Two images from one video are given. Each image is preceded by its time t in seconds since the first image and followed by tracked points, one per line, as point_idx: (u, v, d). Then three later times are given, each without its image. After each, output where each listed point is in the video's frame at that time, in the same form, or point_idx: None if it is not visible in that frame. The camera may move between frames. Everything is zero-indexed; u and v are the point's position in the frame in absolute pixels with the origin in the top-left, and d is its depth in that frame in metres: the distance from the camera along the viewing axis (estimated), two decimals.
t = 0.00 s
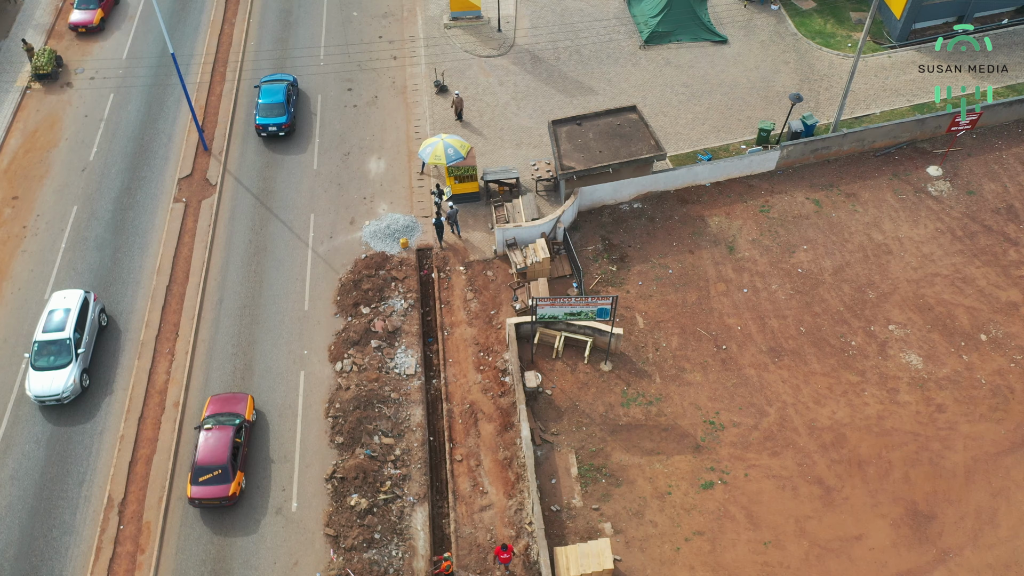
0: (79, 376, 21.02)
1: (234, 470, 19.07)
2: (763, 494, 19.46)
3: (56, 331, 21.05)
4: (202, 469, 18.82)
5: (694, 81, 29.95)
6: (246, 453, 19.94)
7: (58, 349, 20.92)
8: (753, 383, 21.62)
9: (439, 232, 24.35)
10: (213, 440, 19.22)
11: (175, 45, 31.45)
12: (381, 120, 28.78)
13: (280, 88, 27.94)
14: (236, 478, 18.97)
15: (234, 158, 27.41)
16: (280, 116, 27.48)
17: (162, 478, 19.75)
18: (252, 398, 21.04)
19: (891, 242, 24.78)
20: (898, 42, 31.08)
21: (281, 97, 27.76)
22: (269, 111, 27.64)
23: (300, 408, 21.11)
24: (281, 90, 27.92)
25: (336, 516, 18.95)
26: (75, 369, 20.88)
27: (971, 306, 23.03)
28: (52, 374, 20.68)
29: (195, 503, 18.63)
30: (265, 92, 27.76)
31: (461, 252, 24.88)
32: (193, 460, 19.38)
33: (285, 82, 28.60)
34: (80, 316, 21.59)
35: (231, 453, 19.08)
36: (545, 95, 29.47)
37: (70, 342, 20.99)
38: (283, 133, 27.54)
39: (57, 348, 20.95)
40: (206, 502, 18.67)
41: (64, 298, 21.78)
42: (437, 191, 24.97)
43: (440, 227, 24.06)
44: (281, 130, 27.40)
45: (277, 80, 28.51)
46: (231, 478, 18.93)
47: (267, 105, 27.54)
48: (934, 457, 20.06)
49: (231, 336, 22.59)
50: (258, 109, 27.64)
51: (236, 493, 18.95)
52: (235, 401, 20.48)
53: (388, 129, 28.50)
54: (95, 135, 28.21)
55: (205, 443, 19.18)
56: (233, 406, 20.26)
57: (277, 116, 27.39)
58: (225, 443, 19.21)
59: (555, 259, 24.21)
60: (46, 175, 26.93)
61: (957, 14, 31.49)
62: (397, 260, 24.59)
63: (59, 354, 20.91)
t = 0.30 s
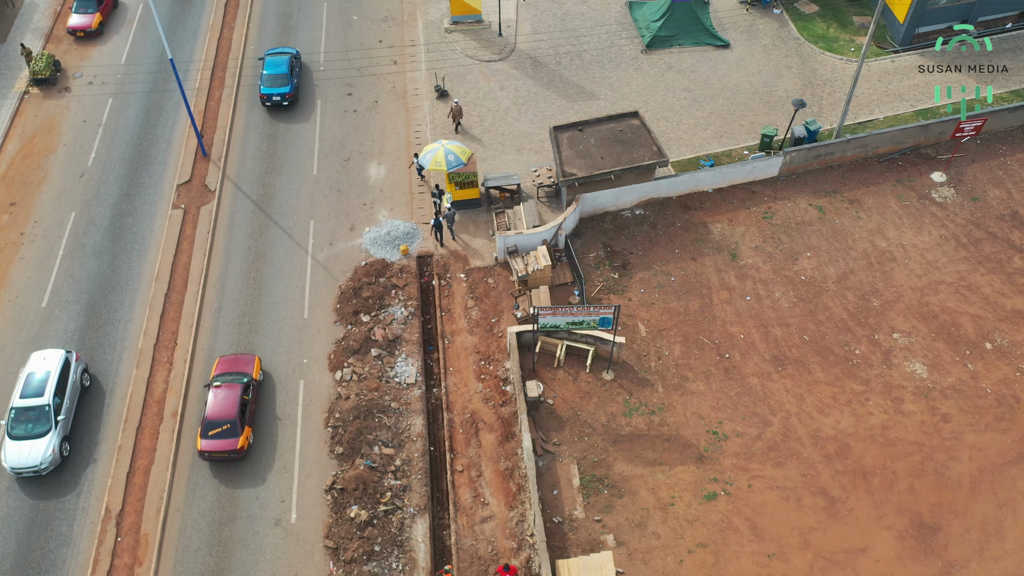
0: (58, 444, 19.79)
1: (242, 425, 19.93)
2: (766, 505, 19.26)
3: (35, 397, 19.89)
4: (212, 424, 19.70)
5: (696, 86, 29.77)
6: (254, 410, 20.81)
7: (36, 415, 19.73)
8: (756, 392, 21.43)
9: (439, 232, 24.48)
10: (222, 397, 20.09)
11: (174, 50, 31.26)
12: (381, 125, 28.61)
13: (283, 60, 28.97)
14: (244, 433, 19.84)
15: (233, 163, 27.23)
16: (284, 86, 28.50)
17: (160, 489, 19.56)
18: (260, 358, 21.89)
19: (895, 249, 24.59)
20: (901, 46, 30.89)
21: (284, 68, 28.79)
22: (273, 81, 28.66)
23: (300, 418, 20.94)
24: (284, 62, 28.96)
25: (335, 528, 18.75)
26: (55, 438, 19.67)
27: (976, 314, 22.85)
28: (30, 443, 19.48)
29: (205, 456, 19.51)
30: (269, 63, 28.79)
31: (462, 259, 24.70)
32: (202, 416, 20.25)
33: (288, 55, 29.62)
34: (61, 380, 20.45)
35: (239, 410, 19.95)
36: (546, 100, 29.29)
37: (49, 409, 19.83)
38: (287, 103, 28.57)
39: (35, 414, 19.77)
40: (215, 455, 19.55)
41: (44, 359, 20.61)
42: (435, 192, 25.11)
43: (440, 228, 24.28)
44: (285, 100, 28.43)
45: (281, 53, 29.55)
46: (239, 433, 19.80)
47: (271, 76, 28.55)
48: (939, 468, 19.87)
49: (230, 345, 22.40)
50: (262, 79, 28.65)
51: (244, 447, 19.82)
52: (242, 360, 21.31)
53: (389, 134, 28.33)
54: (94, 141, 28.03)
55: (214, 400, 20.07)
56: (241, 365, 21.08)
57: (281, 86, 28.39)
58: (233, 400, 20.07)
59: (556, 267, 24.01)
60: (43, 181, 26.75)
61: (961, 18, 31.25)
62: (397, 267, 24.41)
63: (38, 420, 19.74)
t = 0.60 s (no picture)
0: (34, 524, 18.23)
1: (250, 382, 20.72)
2: (770, 517, 19.05)
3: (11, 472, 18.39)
4: (221, 381, 20.48)
5: (698, 91, 29.59)
6: (261, 369, 21.62)
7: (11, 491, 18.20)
8: (760, 402, 21.24)
9: (435, 233, 24.48)
10: (230, 356, 20.88)
11: (173, 54, 31.09)
12: (381, 131, 28.41)
13: (286, 33, 30.09)
14: (252, 389, 20.63)
15: (232, 169, 27.04)
16: (288, 58, 29.61)
17: (158, 500, 19.37)
18: (266, 322, 22.70)
19: (899, 256, 24.41)
20: (904, 51, 30.74)
21: (287, 40, 29.92)
22: (277, 53, 29.77)
23: (299, 428, 20.75)
24: (287, 35, 30.09)
25: (335, 540, 18.55)
26: (31, 517, 18.17)
27: (981, 322, 22.66)
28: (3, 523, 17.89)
29: (215, 411, 20.28)
30: (272, 36, 29.92)
31: (463, 267, 24.50)
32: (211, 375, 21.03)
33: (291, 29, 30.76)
34: (38, 453, 19.00)
35: (247, 369, 20.74)
36: (548, 105, 29.11)
37: (24, 484, 18.34)
38: (290, 74, 29.69)
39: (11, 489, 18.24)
40: (224, 411, 20.33)
41: (20, 429, 19.15)
42: (435, 194, 25.02)
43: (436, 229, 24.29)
44: (288, 71, 29.53)
45: (283, 27, 30.63)
46: (247, 390, 20.58)
47: (275, 48, 29.65)
48: (945, 479, 19.67)
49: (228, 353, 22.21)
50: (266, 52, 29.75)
51: (252, 404, 20.61)
52: (249, 323, 22.12)
53: (389, 139, 28.14)
54: (92, 146, 27.86)
55: (223, 359, 20.85)
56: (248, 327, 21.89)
57: (285, 58, 29.49)
58: (241, 358, 20.90)
59: (558, 274, 23.82)
60: (41, 187, 26.56)
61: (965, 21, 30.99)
62: (397, 274, 24.22)
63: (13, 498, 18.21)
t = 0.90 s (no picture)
0: None
1: (257, 342, 21.55)
2: (774, 529, 18.84)
3: None
4: (230, 340, 21.33)
5: (701, 96, 29.41)
6: (268, 330, 22.46)
7: None
8: (763, 411, 21.05)
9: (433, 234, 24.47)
10: (239, 316, 21.74)
11: (172, 59, 30.93)
12: (381, 136, 28.22)
13: (289, 7, 31.16)
14: (259, 348, 21.47)
15: (231, 175, 26.86)
16: (291, 30, 30.67)
17: (156, 512, 19.18)
18: (273, 287, 23.54)
19: (903, 263, 24.21)
20: (907, 56, 30.56)
21: (290, 14, 30.99)
22: (280, 26, 30.82)
23: (298, 438, 20.55)
24: (290, 9, 31.19)
25: (334, 552, 18.35)
26: None
27: (986, 331, 22.47)
28: None
29: (224, 369, 21.13)
30: (275, 10, 30.98)
31: (464, 274, 24.32)
32: (221, 336, 21.89)
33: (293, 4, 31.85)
34: (13, 535, 17.34)
35: (255, 329, 21.58)
36: (549, 111, 28.92)
37: None
38: (293, 46, 30.76)
39: None
40: (233, 368, 21.19)
41: None
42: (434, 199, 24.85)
43: (435, 230, 24.38)
44: (291, 43, 30.59)
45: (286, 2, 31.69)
46: (254, 348, 21.41)
47: (278, 21, 30.68)
48: (950, 490, 19.47)
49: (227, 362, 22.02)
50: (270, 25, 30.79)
51: (259, 362, 21.45)
52: (257, 288, 22.95)
53: (389, 145, 27.96)
54: (90, 151, 27.69)
55: (232, 320, 21.71)
56: (256, 291, 22.74)
57: (288, 31, 30.55)
58: (249, 320, 21.73)
59: (559, 282, 23.64)
60: (39, 193, 26.38)
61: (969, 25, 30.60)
62: (397, 282, 24.03)
63: None
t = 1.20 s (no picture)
0: None
1: (264, 304, 22.42)
2: (778, 541, 18.63)
3: None
4: (238, 302, 22.19)
5: (703, 100, 29.22)
6: (275, 294, 23.36)
7: None
8: (767, 421, 20.86)
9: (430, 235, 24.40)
10: (246, 279, 22.63)
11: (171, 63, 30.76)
12: (381, 141, 28.04)
13: None
14: (266, 310, 22.32)
15: (230, 181, 26.68)
16: (293, 4, 32.10)
17: (154, 523, 18.99)
18: (278, 255, 24.45)
19: (907, 271, 24.02)
20: (911, 60, 30.36)
21: None
22: None
23: (298, 448, 20.35)
24: None
25: (334, 565, 18.16)
26: None
27: (992, 339, 22.27)
28: None
29: (232, 329, 21.95)
30: None
31: (465, 281, 24.13)
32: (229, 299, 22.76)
33: None
34: None
35: (262, 292, 22.48)
36: (550, 115, 28.73)
37: None
38: (296, 19, 32.19)
39: None
40: (241, 329, 22.02)
41: None
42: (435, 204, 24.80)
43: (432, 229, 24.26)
44: (294, 16, 32.02)
45: None
46: (261, 310, 22.26)
47: None
48: (956, 501, 19.25)
49: (226, 371, 21.82)
50: None
51: (266, 323, 22.29)
52: (263, 254, 23.88)
53: (389, 150, 27.78)
54: (89, 157, 27.51)
55: (239, 283, 22.61)
56: (263, 257, 23.69)
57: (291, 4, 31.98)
58: (256, 283, 22.64)
59: (561, 289, 23.47)
60: (36, 199, 26.18)
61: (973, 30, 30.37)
62: (398, 289, 23.84)
63: None
